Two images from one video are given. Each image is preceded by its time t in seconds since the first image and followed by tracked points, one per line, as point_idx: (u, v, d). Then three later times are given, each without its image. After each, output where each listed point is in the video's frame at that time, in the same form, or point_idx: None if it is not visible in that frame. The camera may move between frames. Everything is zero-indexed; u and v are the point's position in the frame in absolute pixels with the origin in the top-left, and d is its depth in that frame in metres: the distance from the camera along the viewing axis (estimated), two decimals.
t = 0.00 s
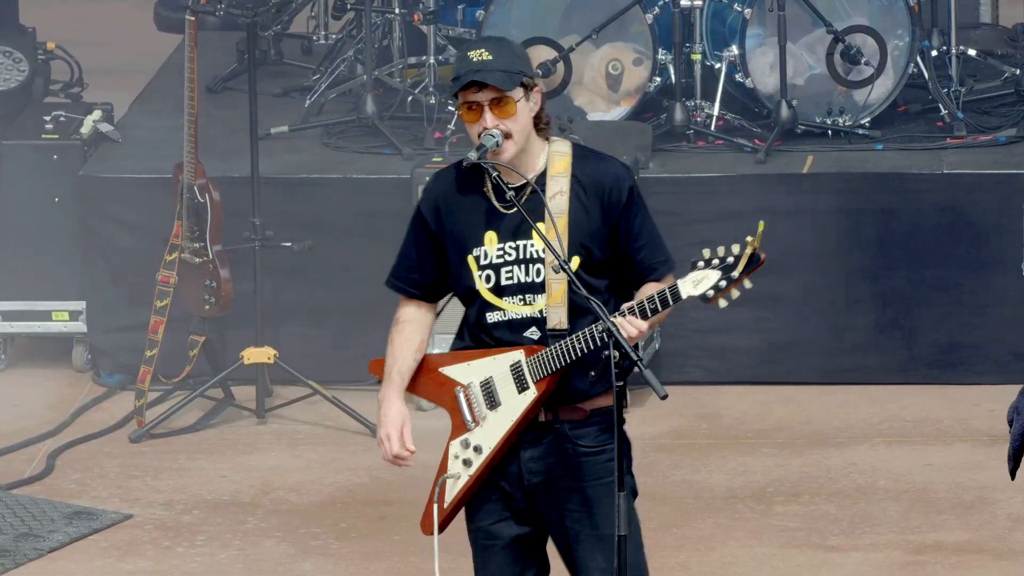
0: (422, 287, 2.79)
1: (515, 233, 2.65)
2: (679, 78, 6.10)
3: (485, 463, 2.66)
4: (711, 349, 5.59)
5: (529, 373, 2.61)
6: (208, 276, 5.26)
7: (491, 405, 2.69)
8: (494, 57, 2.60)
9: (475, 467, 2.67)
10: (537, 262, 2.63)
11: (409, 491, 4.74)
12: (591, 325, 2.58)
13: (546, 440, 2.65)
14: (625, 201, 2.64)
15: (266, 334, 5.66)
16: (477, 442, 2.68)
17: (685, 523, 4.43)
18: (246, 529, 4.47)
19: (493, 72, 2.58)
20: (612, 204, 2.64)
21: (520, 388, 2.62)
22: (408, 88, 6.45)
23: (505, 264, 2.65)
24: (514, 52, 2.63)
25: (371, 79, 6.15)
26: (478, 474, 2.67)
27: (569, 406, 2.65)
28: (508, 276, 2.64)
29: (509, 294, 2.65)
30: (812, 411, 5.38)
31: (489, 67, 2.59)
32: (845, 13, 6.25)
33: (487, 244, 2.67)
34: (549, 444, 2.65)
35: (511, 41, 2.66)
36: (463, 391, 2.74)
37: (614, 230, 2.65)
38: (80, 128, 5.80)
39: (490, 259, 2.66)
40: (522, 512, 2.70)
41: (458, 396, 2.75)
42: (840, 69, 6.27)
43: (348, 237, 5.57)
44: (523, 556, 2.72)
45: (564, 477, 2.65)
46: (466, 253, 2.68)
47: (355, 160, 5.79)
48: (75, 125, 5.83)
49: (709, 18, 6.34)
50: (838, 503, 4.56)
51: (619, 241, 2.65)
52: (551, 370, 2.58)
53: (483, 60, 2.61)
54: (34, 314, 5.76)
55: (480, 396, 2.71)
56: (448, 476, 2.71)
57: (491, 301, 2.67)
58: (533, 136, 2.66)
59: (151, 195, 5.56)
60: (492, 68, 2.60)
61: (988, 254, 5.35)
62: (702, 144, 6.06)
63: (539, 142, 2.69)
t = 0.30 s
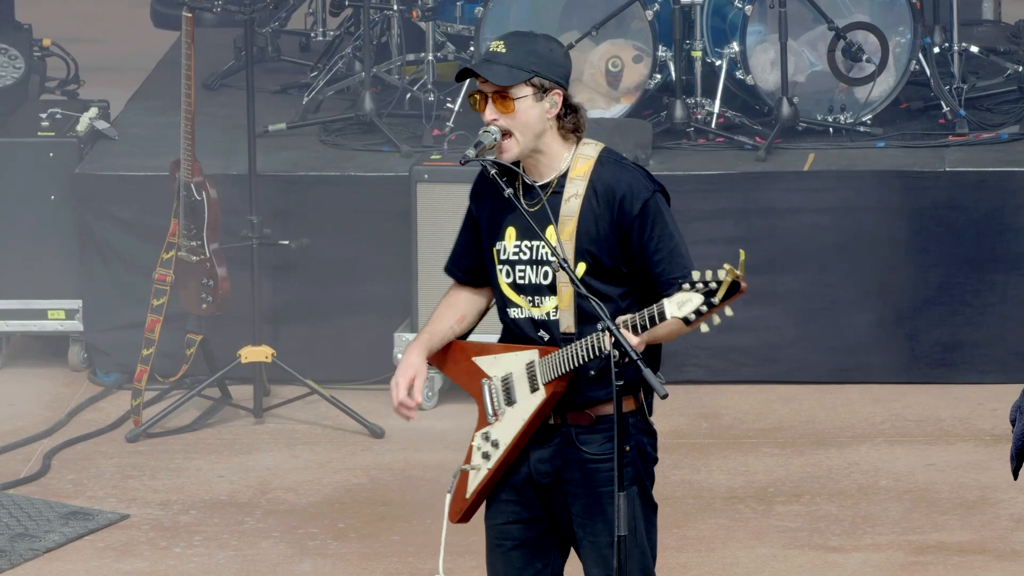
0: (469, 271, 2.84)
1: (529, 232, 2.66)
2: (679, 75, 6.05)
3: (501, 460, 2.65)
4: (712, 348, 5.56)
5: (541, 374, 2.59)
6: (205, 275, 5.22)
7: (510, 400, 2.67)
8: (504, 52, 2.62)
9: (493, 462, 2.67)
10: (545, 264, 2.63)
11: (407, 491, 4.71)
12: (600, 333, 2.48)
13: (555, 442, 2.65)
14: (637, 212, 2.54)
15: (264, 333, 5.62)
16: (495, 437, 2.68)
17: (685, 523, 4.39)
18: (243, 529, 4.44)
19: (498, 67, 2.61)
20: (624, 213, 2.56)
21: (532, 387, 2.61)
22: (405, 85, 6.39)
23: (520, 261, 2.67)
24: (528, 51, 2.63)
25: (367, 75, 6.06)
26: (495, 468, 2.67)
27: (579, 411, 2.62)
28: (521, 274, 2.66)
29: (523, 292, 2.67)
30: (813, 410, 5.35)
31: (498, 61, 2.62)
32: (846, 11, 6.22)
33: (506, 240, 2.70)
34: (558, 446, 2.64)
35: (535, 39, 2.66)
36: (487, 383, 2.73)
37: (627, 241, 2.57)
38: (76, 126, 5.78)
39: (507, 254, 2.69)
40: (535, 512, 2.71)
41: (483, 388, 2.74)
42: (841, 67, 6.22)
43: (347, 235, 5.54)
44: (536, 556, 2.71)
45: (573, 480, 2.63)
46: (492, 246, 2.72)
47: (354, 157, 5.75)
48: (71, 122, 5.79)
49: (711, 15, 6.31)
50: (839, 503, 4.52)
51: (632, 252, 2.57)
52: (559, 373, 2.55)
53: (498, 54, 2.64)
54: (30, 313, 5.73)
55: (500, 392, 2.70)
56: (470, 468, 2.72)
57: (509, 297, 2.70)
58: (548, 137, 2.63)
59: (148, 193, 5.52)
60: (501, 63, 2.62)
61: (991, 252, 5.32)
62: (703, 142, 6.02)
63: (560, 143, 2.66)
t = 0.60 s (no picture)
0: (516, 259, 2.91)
1: (533, 232, 2.62)
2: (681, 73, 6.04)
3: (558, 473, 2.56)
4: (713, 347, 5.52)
5: (602, 390, 2.50)
6: (203, 273, 5.18)
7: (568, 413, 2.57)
8: (507, 51, 2.59)
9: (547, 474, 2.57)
10: (543, 265, 2.58)
11: (406, 492, 4.67)
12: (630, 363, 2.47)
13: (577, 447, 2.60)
14: (639, 221, 2.50)
15: (261, 331, 5.59)
16: (550, 449, 2.58)
17: (686, 523, 4.35)
18: (240, 530, 4.39)
19: (501, 65, 2.57)
20: (627, 223, 2.51)
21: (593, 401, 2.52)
22: (405, 82, 6.39)
23: (521, 259, 2.64)
24: (533, 51, 2.59)
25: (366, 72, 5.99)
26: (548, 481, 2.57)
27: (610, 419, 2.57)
28: (522, 273, 2.63)
29: (528, 291, 2.64)
30: (815, 410, 5.31)
31: (501, 60, 2.59)
32: (848, 8, 6.19)
33: (513, 236, 2.67)
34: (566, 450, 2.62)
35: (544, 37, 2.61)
36: (540, 394, 2.60)
37: (627, 251, 2.52)
38: (72, 123, 5.73)
39: (512, 251, 2.66)
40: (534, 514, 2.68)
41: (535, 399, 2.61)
42: (843, 63, 6.21)
43: (345, 234, 5.49)
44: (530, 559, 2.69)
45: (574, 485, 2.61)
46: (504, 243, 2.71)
47: (352, 155, 5.71)
48: (67, 120, 5.76)
49: (711, 12, 6.29)
50: (841, 503, 4.48)
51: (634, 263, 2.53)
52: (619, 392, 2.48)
53: (503, 52, 2.62)
54: (26, 311, 5.69)
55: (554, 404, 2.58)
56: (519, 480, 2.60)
57: (518, 293, 2.68)
58: (552, 138, 2.58)
59: (144, 191, 5.48)
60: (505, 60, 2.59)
61: (994, 251, 5.28)
62: (703, 140, 5.99)
63: (567, 145, 2.60)
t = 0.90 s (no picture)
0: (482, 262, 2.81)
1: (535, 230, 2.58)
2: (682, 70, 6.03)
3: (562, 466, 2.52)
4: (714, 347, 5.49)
5: (608, 382, 2.49)
6: (200, 272, 5.14)
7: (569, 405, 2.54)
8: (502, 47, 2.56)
9: (552, 467, 2.54)
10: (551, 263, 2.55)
11: (404, 492, 4.63)
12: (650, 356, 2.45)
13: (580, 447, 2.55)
14: (643, 206, 2.48)
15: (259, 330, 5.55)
16: (553, 442, 2.54)
17: (687, 524, 4.32)
18: (237, 530, 4.36)
19: (500, 61, 2.54)
20: (631, 208, 2.49)
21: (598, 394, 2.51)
22: (404, 80, 6.37)
23: (524, 260, 2.59)
24: (529, 45, 2.57)
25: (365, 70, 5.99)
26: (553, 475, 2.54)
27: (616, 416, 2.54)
28: (525, 274, 2.59)
29: (529, 291, 2.60)
30: (816, 409, 5.27)
31: (497, 55, 2.56)
32: (849, 5, 6.18)
33: (511, 238, 2.62)
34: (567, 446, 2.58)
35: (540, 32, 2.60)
36: (540, 387, 2.55)
37: (634, 239, 2.50)
38: (68, 121, 5.69)
39: (512, 253, 2.61)
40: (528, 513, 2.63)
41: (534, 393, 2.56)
42: (844, 61, 6.18)
43: (343, 232, 5.46)
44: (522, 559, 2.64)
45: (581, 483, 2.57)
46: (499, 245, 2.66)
47: (350, 153, 5.68)
48: (63, 118, 5.72)
49: (711, 9, 6.28)
50: (842, 504, 4.45)
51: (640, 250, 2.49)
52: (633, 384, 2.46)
53: (497, 49, 2.58)
54: (22, 310, 5.65)
55: (555, 397, 2.54)
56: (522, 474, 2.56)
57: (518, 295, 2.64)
58: (551, 132, 2.55)
59: (141, 189, 5.44)
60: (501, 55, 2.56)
61: (997, 249, 5.25)
62: (704, 137, 5.95)
63: (565, 139, 2.57)
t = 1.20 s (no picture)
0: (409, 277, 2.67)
1: (506, 222, 2.52)
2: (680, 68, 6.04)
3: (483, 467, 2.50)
4: (713, 346, 5.48)
5: (540, 378, 2.46)
6: (199, 271, 5.13)
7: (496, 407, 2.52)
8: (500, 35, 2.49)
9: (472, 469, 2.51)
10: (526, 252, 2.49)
11: (403, 491, 4.63)
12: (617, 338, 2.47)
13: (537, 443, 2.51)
14: (615, 198, 2.51)
15: (258, 329, 5.55)
16: (475, 444, 2.51)
17: (686, 523, 4.32)
18: (237, 529, 4.36)
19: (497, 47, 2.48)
20: (603, 200, 2.51)
21: (529, 391, 2.47)
22: (403, 79, 6.37)
23: (492, 253, 2.52)
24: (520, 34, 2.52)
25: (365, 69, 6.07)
26: (471, 478, 2.52)
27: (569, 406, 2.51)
28: (494, 266, 2.51)
29: (495, 286, 2.51)
30: (816, 409, 5.27)
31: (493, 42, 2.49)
32: (848, 4, 6.18)
33: (474, 233, 2.54)
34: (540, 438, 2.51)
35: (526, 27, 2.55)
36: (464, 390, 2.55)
37: (602, 230, 2.52)
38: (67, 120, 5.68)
39: (478, 247, 2.53)
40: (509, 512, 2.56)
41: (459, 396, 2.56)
42: (844, 60, 6.18)
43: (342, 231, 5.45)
44: (505, 558, 2.57)
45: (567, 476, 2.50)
46: (453, 242, 2.55)
47: (349, 152, 5.68)
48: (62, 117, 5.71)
49: (710, 8, 6.28)
50: (842, 503, 4.44)
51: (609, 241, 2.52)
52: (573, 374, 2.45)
53: (488, 35, 2.49)
54: (22, 309, 5.66)
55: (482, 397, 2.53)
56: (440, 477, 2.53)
57: (476, 291, 2.53)
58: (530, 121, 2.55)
59: (140, 188, 5.44)
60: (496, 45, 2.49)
61: (995, 248, 5.25)
62: (703, 136, 5.95)
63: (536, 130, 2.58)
